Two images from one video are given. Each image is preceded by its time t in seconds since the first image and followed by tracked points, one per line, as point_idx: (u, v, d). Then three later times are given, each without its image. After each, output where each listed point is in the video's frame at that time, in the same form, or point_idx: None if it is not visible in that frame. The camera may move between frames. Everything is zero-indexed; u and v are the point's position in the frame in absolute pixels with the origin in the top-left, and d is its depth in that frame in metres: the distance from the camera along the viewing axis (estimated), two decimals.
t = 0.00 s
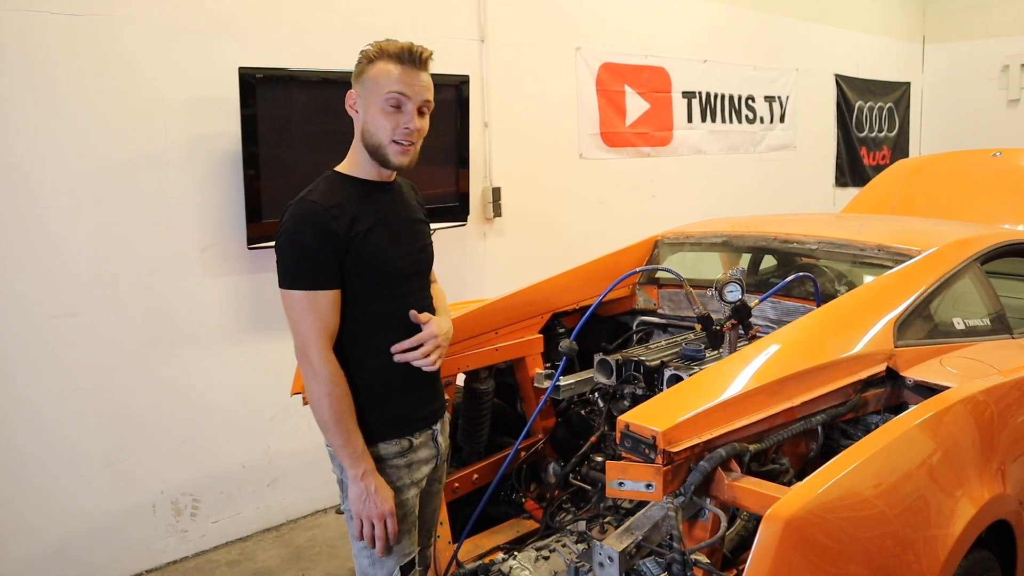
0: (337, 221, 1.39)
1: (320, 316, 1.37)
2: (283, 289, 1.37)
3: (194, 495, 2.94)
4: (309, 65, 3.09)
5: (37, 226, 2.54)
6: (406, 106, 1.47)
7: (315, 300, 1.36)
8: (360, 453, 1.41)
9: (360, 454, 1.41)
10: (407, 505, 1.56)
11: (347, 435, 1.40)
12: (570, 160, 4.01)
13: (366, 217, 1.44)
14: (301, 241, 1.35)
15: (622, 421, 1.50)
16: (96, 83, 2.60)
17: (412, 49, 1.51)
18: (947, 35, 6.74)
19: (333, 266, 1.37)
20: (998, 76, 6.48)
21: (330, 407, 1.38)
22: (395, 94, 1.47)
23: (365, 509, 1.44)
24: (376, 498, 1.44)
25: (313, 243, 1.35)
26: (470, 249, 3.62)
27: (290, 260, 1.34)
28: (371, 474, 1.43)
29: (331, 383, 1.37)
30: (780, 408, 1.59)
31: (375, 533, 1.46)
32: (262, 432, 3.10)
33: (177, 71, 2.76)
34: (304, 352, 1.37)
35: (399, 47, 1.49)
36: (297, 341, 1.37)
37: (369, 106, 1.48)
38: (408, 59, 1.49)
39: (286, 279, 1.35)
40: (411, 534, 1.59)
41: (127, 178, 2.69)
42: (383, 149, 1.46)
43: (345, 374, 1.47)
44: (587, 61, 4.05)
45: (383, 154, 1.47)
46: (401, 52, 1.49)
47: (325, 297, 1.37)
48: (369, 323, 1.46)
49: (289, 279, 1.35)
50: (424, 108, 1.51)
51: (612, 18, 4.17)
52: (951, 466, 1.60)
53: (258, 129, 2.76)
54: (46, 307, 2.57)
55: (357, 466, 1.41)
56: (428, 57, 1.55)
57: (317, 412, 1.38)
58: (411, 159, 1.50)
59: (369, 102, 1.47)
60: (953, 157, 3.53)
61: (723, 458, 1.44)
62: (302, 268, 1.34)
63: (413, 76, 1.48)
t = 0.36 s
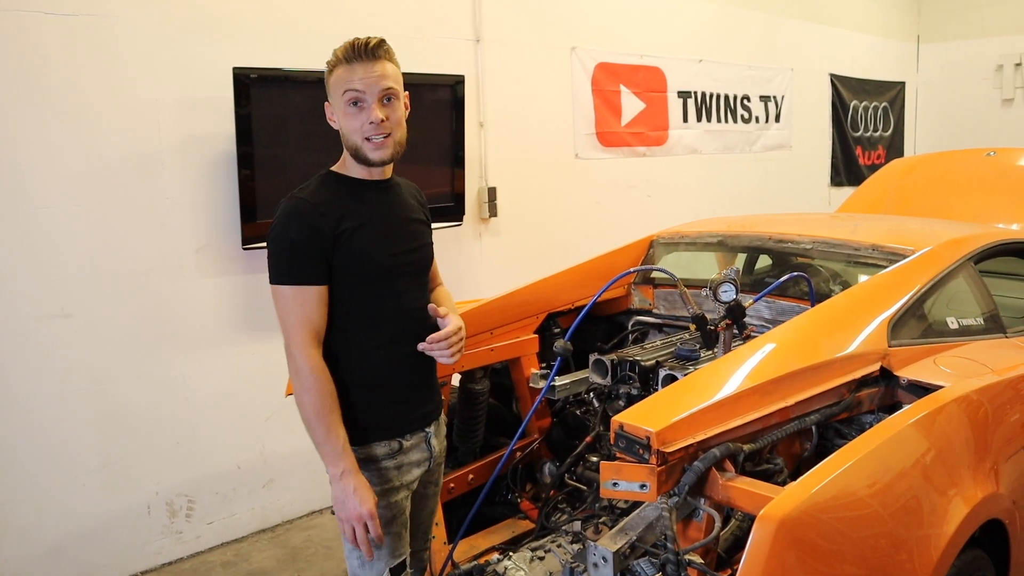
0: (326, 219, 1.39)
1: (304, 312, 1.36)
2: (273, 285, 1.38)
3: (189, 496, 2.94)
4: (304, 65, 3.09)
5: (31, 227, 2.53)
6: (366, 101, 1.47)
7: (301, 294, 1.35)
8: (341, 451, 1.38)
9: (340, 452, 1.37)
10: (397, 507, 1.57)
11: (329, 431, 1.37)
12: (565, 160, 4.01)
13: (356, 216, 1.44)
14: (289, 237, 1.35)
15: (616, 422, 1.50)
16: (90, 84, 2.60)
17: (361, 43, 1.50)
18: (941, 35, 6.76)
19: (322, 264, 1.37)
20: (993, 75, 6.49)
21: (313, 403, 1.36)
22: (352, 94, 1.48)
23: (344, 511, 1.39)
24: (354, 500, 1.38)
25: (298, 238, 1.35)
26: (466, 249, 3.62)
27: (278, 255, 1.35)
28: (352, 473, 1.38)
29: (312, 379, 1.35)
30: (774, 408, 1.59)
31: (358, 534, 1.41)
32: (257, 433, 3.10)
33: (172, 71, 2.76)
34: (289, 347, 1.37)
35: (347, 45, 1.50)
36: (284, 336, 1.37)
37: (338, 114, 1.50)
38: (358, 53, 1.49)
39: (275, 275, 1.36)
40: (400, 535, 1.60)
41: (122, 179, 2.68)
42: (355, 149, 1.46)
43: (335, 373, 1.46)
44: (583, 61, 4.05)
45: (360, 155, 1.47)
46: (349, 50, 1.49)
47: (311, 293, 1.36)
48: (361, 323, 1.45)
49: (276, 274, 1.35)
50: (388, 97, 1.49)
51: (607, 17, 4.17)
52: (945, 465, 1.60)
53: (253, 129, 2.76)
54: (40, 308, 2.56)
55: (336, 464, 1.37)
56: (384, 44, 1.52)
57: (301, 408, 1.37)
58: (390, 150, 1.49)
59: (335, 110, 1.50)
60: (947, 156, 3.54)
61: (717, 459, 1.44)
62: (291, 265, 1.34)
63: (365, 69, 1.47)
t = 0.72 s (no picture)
0: (322, 225, 1.41)
1: (270, 311, 1.40)
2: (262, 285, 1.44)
3: (189, 500, 2.94)
4: (303, 70, 3.09)
5: (30, 232, 2.53)
6: (371, 102, 1.49)
7: (283, 295, 1.39)
8: (279, 434, 1.38)
9: (277, 434, 1.37)
10: (403, 512, 1.56)
11: (274, 414, 1.38)
12: (564, 164, 4.02)
13: (354, 222, 1.45)
14: (281, 242, 1.39)
15: (614, 427, 1.51)
16: (89, 89, 2.60)
17: (350, 49, 1.52)
18: (940, 37, 6.76)
19: (315, 269, 1.40)
20: (992, 77, 6.49)
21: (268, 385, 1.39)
22: (355, 98, 1.48)
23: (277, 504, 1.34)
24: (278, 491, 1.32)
25: (292, 242, 1.38)
26: (465, 253, 3.62)
27: (271, 258, 1.39)
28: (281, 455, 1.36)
29: (268, 374, 1.39)
30: (772, 413, 1.59)
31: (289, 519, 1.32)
32: (257, 438, 3.10)
33: (171, 76, 2.77)
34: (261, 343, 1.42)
35: (338, 51, 1.51)
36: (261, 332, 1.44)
37: (340, 122, 1.50)
38: (350, 58, 1.51)
39: (265, 277, 1.40)
40: (406, 541, 1.59)
41: (121, 184, 2.69)
42: (370, 151, 1.47)
43: (335, 375, 1.48)
44: (582, 65, 4.06)
45: (375, 156, 1.48)
46: (341, 56, 1.51)
47: (279, 294, 1.39)
48: (359, 329, 1.46)
49: (268, 275, 1.39)
50: (390, 97, 1.51)
51: (606, 21, 4.18)
52: (943, 469, 1.61)
53: (252, 133, 2.77)
54: (39, 313, 2.57)
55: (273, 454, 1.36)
56: (370, 49, 1.56)
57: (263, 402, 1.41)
58: (403, 148, 1.51)
59: (337, 117, 1.50)
60: (946, 159, 3.54)
61: (715, 464, 1.44)
62: (282, 269, 1.38)
63: (362, 72, 1.50)
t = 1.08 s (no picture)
0: (320, 235, 1.40)
1: (274, 325, 1.39)
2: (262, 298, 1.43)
3: (189, 510, 2.93)
4: (304, 78, 3.10)
5: (31, 240, 2.54)
6: (363, 114, 1.48)
7: (281, 309, 1.38)
8: (285, 469, 1.35)
9: (285, 469, 1.34)
10: (401, 523, 1.55)
11: (279, 445, 1.36)
12: (565, 172, 4.03)
13: (353, 232, 1.45)
14: (280, 254, 1.38)
15: (616, 437, 1.50)
16: (90, 97, 2.61)
17: (355, 56, 1.51)
18: (939, 45, 6.78)
19: (314, 280, 1.39)
20: (991, 85, 6.51)
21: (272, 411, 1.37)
22: (347, 108, 1.48)
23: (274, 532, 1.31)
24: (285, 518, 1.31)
25: (286, 255, 1.37)
26: (466, 261, 3.63)
27: (265, 270, 1.38)
28: (287, 493, 1.33)
29: (272, 389, 1.37)
30: (774, 422, 1.59)
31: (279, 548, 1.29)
32: (257, 446, 3.10)
33: (172, 85, 2.78)
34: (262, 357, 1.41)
35: (342, 57, 1.51)
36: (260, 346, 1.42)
37: (334, 128, 1.51)
38: (353, 65, 1.50)
39: (265, 289, 1.38)
40: (404, 552, 1.58)
41: (122, 193, 2.69)
42: (353, 164, 1.47)
43: (337, 387, 1.47)
44: (582, 72, 4.07)
45: (357, 169, 1.48)
46: (344, 62, 1.51)
47: (284, 307, 1.38)
48: (359, 339, 1.46)
49: (263, 288, 1.39)
50: (385, 110, 1.50)
51: (606, 29, 4.19)
52: (945, 478, 1.60)
53: (253, 141, 2.77)
54: (39, 322, 2.57)
55: (278, 479, 1.34)
56: (379, 56, 1.54)
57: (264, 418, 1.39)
58: (388, 164, 1.49)
59: (332, 124, 1.51)
60: (945, 166, 3.54)
61: (717, 473, 1.44)
62: (282, 280, 1.37)
63: (361, 82, 1.49)
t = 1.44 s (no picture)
0: (339, 243, 1.41)
1: (316, 339, 1.38)
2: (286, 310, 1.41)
3: (209, 516, 2.96)
4: (320, 86, 3.13)
5: (51, 251, 2.57)
6: (383, 120, 1.49)
7: (317, 320, 1.37)
8: (369, 470, 1.42)
9: (369, 471, 1.41)
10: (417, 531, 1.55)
11: (354, 453, 1.40)
12: (579, 175, 4.03)
13: (370, 241, 1.46)
14: (302, 264, 1.37)
15: (635, 442, 1.51)
16: (108, 109, 2.65)
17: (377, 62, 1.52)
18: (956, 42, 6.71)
19: (335, 290, 1.39)
20: (1008, 82, 6.44)
21: (335, 426, 1.38)
22: (369, 114, 1.49)
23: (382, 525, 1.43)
24: (392, 511, 1.43)
25: (312, 264, 1.37)
26: (482, 266, 3.64)
27: (291, 282, 1.37)
28: (382, 488, 1.43)
29: (330, 404, 1.37)
30: (793, 426, 1.58)
31: (398, 547, 1.44)
32: (276, 452, 3.12)
33: (189, 95, 2.81)
34: (304, 374, 1.39)
35: (365, 63, 1.51)
36: (298, 363, 1.39)
37: (354, 133, 1.51)
38: (376, 71, 1.51)
39: (289, 301, 1.38)
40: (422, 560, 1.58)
41: (141, 203, 2.73)
42: (371, 169, 1.48)
43: (352, 396, 1.47)
44: (596, 75, 4.07)
45: (376, 174, 1.49)
46: (368, 68, 1.51)
47: (324, 321, 1.38)
48: (376, 348, 1.46)
49: (291, 300, 1.37)
50: (405, 117, 1.51)
51: (619, 32, 4.19)
52: (968, 481, 1.59)
53: (269, 148, 2.80)
54: (61, 331, 2.61)
55: (367, 481, 1.41)
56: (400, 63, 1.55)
57: (324, 432, 1.39)
58: (406, 171, 1.50)
59: (351, 129, 1.51)
60: (963, 165, 3.51)
61: (737, 478, 1.44)
62: (304, 291, 1.36)
63: (383, 88, 1.50)
